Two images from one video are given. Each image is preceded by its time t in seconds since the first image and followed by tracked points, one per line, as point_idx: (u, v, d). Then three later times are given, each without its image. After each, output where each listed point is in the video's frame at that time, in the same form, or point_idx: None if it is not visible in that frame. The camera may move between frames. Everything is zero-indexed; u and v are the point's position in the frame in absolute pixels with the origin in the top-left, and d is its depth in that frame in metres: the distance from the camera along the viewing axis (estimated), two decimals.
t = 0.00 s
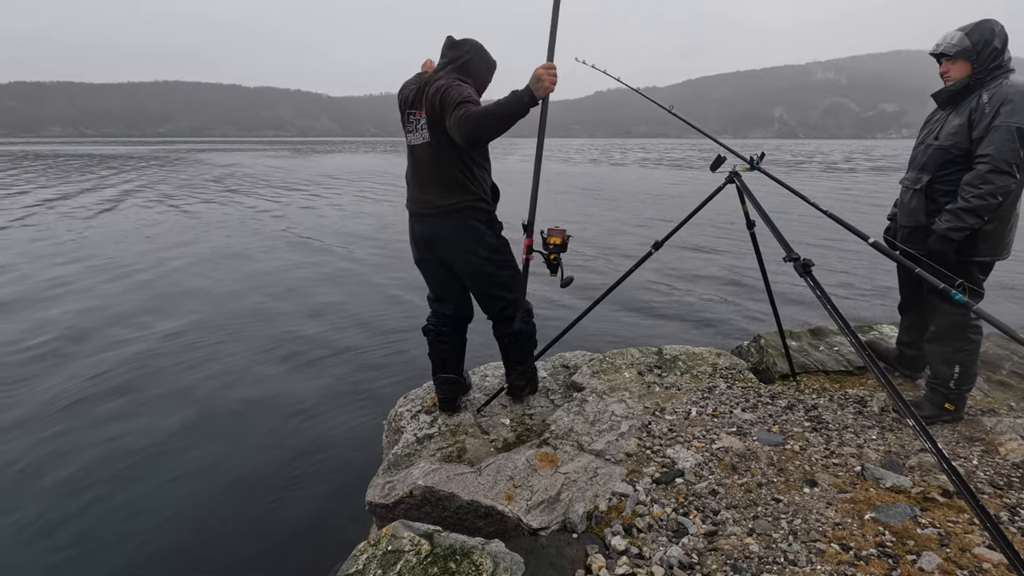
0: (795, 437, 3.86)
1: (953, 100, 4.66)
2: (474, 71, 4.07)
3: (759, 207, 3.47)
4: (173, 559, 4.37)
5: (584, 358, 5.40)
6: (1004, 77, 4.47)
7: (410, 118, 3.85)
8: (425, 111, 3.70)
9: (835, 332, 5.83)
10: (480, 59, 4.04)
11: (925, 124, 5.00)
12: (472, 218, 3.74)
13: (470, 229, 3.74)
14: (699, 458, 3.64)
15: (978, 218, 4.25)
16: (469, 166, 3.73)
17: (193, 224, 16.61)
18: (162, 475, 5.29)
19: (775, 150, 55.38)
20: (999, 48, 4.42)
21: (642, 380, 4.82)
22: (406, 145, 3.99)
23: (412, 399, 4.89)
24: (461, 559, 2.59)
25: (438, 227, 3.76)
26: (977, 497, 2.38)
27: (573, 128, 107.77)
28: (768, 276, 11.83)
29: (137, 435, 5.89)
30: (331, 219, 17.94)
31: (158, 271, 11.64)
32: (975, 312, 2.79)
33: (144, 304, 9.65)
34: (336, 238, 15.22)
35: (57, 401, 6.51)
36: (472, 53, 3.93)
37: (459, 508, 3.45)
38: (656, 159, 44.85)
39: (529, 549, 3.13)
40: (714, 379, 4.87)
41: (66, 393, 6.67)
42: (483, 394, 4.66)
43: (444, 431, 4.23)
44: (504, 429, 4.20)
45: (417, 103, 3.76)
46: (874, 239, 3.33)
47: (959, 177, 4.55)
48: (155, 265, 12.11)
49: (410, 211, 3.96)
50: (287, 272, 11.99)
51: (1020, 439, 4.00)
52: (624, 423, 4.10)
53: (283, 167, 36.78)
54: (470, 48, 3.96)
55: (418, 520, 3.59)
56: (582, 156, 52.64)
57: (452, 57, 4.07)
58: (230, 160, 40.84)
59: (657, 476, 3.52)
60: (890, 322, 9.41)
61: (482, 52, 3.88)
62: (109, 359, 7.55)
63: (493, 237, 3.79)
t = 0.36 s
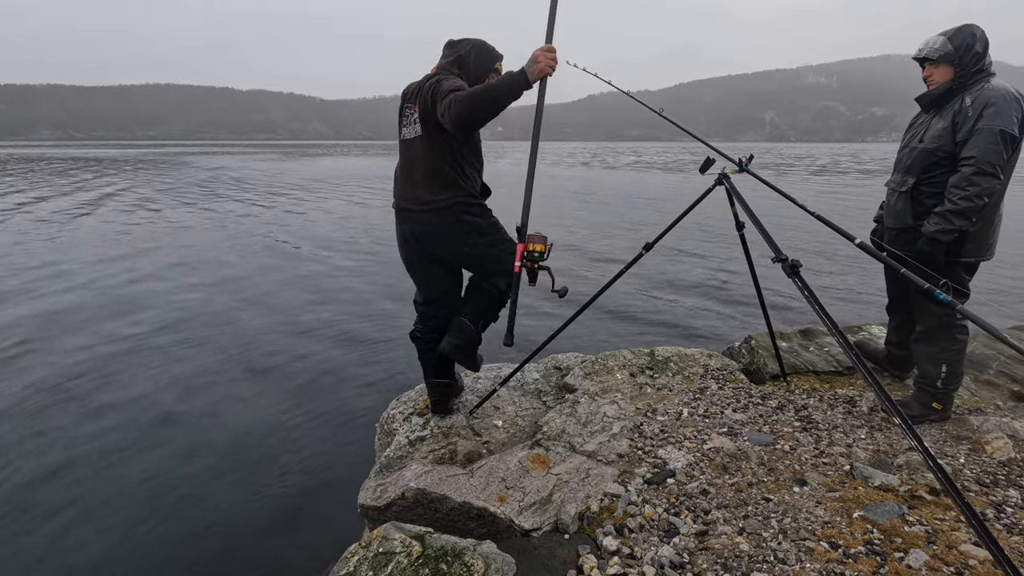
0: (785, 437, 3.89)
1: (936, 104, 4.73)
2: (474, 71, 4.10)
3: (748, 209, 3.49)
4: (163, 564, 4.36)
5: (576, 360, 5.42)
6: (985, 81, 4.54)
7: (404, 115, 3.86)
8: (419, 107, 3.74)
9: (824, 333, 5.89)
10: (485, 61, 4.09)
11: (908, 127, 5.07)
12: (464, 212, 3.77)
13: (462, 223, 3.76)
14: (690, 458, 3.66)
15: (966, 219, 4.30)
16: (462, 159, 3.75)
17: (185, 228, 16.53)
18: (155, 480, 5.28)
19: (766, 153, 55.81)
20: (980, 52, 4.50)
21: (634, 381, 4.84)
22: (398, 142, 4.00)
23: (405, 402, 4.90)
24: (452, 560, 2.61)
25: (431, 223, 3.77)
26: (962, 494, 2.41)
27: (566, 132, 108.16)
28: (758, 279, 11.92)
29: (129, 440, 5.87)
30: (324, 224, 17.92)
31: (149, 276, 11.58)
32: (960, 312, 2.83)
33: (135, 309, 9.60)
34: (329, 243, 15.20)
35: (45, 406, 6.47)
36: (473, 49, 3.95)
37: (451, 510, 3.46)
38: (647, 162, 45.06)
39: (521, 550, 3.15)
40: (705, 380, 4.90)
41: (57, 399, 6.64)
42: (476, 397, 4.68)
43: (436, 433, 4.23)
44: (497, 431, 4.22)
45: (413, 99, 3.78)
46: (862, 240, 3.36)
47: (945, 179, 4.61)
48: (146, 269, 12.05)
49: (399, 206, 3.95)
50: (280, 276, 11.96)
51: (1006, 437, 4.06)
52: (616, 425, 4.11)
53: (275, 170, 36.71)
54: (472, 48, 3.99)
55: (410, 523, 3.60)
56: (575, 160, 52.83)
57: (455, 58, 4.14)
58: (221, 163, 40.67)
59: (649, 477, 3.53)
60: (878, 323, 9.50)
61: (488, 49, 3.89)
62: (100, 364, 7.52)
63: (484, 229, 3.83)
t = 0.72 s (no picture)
0: (778, 438, 3.90)
1: (927, 105, 4.77)
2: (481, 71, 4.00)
3: (740, 211, 3.50)
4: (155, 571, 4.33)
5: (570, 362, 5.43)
6: (975, 83, 4.58)
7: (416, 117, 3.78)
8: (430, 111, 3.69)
9: (817, 334, 5.93)
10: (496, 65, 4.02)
11: (899, 128, 5.11)
12: (462, 218, 3.64)
13: (458, 229, 3.61)
14: (684, 459, 3.66)
15: (957, 220, 4.34)
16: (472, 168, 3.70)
17: (177, 232, 16.45)
18: (148, 485, 5.26)
19: (758, 156, 56.16)
20: (970, 55, 4.54)
21: (627, 383, 4.85)
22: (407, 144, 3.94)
23: (398, 405, 4.89)
24: (446, 563, 2.60)
25: (429, 222, 3.68)
26: (955, 494, 2.41)
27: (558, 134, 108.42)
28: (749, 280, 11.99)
29: (122, 445, 5.84)
30: (318, 227, 17.87)
31: (142, 280, 11.52)
32: (952, 312, 2.85)
33: (127, 313, 9.55)
34: (322, 246, 15.15)
35: (34, 412, 6.42)
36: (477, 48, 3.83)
37: (445, 513, 3.46)
38: (641, 165, 45.19)
39: (515, 553, 3.15)
40: (699, 382, 4.90)
41: (49, 404, 6.59)
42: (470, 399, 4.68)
43: (429, 436, 4.23)
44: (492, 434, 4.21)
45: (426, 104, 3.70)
46: (853, 240, 3.39)
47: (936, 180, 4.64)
48: (139, 273, 11.98)
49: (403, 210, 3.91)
50: (274, 279, 11.92)
51: (996, 436, 4.09)
52: (610, 426, 4.11)
53: (268, 173, 36.61)
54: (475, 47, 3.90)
55: (403, 527, 3.59)
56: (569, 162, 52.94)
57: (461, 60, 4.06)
58: (214, 166, 40.51)
59: (643, 478, 3.53)
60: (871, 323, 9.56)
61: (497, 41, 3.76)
62: (93, 369, 7.47)
63: (478, 245, 3.62)
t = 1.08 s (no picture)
0: (775, 439, 3.90)
1: (922, 108, 4.81)
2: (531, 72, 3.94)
3: (736, 212, 3.50)
4: None
5: (567, 364, 5.43)
6: (969, 85, 4.62)
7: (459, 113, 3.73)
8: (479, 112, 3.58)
9: (812, 335, 5.96)
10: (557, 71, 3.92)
11: (893, 130, 5.14)
12: (485, 226, 3.59)
13: (475, 238, 3.57)
14: (681, 461, 3.66)
15: (952, 221, 4.36)
16: (511, 180, 3.62)
17: (169, 234, 16.38)
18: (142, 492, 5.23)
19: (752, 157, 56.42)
20: (964, 57, 4.57)
21: (624, 384, 4.85)
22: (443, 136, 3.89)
23: (394, 408, 4.87)
24: (443, 567, 2.60)
25: (445, 227, 3.66)
26: (951, 494, 2.41)
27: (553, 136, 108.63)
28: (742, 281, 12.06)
29: (116, 451, 5.80)
30: (312, 229, 17.80)
31: (135, 283, 11.44)
32: (945, 312, 2.86)
33: (121, 317, 9.49)
34: (317, 248, 15.10)
35: (26, 416, 6.38)
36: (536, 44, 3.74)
37: (441, 517, 3.45)
38: (634, 167, 45.38)
39: (513, 556, 3.14)
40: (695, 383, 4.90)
41: (41, 409, 6.54)
42: (466, 402, 4.68)
43: (426, 439, 4.22)
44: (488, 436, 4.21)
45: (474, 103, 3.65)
46: (848, 241, 3.40)
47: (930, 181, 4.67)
48: (132, 276, 11.90)
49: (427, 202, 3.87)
50: (268, 281, 11.86)
51: (990, 436, 4.12)
52: (607, 428, 4.10)
53: (258, 175, 36.47)
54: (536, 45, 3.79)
55: (399, 530, 3.58)
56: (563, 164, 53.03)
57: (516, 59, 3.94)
58: (206, 168, 40.36)
59: (640, 480, 3.52)
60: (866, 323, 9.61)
61: (560, 44, 3.67)
62: (86, 373, 7.42)
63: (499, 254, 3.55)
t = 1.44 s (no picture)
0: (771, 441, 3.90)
1: (915, 108, 4.83)
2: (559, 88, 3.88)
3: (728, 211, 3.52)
4: None
5: (563, 366, 5.43)
6: (962, 87, 4.64)
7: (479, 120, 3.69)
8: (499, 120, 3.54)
9: (806, 335, 5.95)
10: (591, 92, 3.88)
11: (886, 131, 5.17)
12: (490, 237, 3.56)
13: (480, 248, 3.54)
14: (677, 463, 3.65)
15: (946, 223, 4.37)
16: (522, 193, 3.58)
17: (162, 236, 16.33)
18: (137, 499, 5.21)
19: (746, 158, 56.65)
20: (957, 59, 4.59)
21: (619, 386, 4.85)
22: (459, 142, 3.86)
23: (388, 411, 4.85)
24: (436, 572, 2.59)
25: (447, 239, 3.65)
26: (945, 495, 2.38)
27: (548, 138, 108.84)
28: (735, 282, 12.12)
29: (108, 458, 5.76)
30: (306, 231, 17.75)
31: (127, 286, 11.38)
32: (938, 312, 2.86)
33: (113, 321, 9.43)
34: (311, 251, 15.05)
35: (17, 423, 6.36)
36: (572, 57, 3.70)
37: (435, 521, 3.44)
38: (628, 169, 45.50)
39: (507, 560, 3.14)
40: (691, 385, 4.89)
41: (33, 416, 6.50)
42: (461, 404, 4.68)
43: (420, 442, 4.20)
44: (483, 438, 4.21)
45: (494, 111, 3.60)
46: (841, 243, 3.40)
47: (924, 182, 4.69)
48: (124, 280, 11.83)
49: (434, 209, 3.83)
50: (262, 284, 11.81)
51: (983, 436, 4.14)
52: (602, 430, 4.09)
53: (251, 176, 36.40)
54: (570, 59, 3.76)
55: (392, 534, 3.56)
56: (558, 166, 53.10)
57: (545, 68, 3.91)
58: (200, 170, 40.18)
59: (635, 483, 3.51)
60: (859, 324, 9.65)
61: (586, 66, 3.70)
62: (78, 379, 7.37)
63: (505, 264, 3.53)
